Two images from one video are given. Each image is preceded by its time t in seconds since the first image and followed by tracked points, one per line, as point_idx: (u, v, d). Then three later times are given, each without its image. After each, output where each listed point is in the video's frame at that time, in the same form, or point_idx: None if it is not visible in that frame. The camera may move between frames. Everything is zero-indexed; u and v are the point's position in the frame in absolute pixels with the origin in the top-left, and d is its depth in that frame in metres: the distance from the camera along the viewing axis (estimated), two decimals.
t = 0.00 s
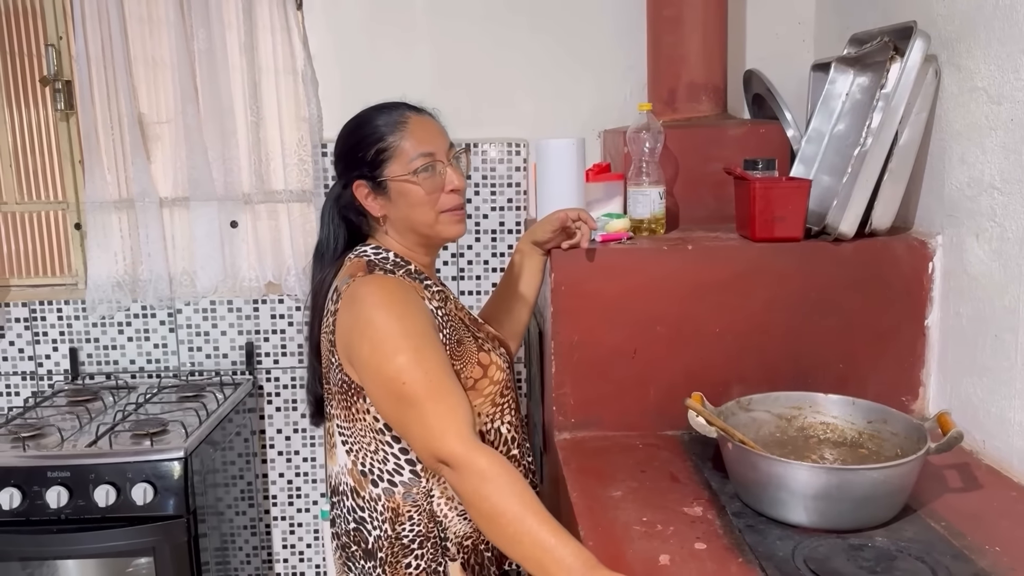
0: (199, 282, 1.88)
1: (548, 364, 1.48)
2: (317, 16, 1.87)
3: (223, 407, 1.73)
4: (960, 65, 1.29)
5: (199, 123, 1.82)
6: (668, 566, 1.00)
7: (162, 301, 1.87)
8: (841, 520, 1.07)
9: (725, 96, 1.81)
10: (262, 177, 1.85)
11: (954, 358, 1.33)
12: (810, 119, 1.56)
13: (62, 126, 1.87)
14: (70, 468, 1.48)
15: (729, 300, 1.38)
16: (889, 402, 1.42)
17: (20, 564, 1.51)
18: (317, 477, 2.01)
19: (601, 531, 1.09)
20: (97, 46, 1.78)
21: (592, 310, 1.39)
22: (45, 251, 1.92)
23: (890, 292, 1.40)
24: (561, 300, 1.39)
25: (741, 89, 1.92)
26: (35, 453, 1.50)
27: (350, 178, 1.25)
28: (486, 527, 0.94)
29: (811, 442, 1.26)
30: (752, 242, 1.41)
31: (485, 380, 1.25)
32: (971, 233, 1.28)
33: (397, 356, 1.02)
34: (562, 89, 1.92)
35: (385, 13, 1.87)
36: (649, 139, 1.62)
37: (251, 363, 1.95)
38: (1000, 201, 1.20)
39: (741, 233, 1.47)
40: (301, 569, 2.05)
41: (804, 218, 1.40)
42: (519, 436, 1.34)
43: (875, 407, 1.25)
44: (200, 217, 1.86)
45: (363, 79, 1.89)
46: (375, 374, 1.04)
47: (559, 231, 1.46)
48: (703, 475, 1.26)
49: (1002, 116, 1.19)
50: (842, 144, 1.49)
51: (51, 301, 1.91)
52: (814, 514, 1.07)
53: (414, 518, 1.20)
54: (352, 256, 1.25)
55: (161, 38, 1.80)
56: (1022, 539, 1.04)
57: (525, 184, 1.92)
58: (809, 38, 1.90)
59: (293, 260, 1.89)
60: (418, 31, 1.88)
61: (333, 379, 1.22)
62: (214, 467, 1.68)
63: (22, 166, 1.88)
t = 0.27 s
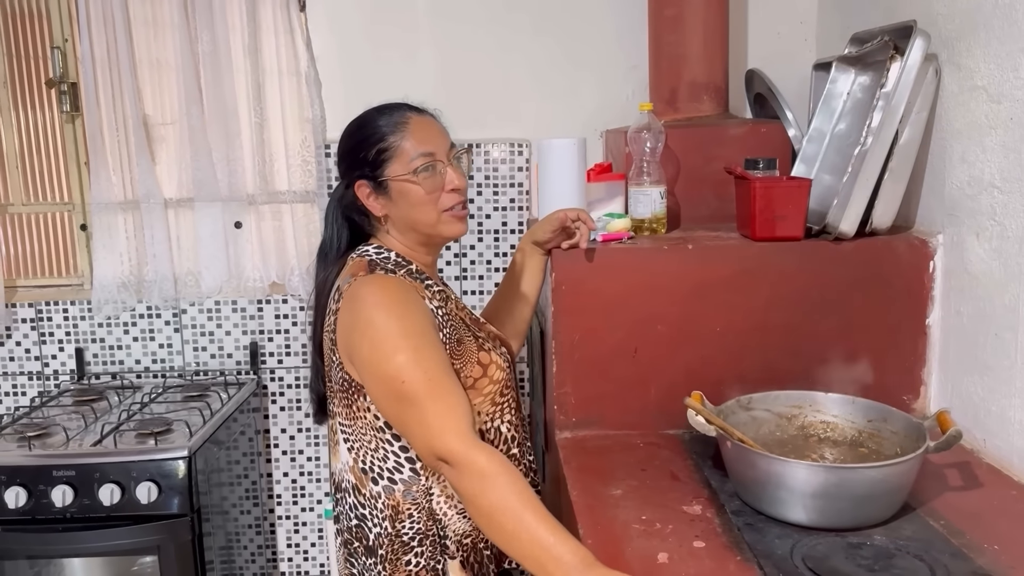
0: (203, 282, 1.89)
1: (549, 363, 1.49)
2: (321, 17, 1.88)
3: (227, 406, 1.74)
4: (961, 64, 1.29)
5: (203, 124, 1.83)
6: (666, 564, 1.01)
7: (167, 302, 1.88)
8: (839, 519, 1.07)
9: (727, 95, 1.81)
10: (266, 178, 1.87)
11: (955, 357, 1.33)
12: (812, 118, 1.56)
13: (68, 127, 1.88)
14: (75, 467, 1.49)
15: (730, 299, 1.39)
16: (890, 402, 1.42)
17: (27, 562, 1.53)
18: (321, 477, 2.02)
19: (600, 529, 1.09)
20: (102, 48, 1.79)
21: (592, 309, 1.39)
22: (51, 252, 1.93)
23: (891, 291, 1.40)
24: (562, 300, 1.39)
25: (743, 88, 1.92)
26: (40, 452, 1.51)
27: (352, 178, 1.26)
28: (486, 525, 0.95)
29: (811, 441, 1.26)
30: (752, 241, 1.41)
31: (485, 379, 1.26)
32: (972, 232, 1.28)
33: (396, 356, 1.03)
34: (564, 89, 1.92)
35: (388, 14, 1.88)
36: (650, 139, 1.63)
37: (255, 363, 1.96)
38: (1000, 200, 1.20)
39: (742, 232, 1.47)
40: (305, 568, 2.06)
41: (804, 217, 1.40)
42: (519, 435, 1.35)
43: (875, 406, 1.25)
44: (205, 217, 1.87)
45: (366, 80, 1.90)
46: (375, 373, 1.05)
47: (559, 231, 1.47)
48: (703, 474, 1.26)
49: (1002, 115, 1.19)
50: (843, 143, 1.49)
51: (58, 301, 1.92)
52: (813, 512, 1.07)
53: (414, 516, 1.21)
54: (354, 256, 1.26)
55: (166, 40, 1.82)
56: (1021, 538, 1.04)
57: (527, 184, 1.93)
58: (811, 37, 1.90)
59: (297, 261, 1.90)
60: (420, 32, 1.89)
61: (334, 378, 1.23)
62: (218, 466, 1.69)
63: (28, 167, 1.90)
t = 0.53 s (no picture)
0: (209, 283, 1.91)
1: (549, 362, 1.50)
2: (324, 20, 1.89)
3: (232, 406, 1.76)
4: (959, 64, 1.30)
5: (208, 127, 1.85)
6: (661, 562, 1.02)
7: (173, 302, 1.90)
8: (835, 517, 1.08)
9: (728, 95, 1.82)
10: (270, 180, 1.88)
11: (955, 356, 1.34)
12: (812, 118, 1.57)
13: (75, 130, 1.90)
14: (81, 466, 1.51)
15: (729, 298, 1.39)
16: (890, 401, 1.43)
17: (35, 560, 1.55)
18: (325, 476, 2.04)
19: (597, 528, 1.10)
20: (108, 51, 1.81)
21: (592, 309, 1.40)
22: (59, 253, 1.96)
23: (890, 291, 1.40)
24: (562, 300, 1.40)
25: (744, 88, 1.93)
26: (47, 451, 1.53)
27: (353, 178, 1.28)
28: (482, 522, 0.96)
29: (809, 440, 1.27)
30: (751, 241, 1.41)
31: (483, 379, 1.27)
32: (970, 231, 1.28)
33: (396, 355, 1.04)
34: (566, 90, 1.93)
35: (391, 17, 1.89)
36: (650, 139, 1.63)
37: (261, 363, 1.98)
38: (998, 199, 1.21)
39: (742, 232, 1.48)
40: (310, 566, 2.08)
41: (803, 217, 1.40)
42: (518, 435, 1.36)
43: (872, 405, 1.25)
44: (210, 218, 1.89)
45: (369, 82, 1.91)
46: (375, 372, 1.06)
47: (558, 231, 1.48)
48: (701, 473, 1.27)
49: (1000, 114, 1.19)
50: (843, 143, 1.49)
51: (65, 301, 1.94)
52: (809, 511, 1.08)
53: (413, 514, 1.22)
54: (355, 256, 1.27)
55: (171, 43, 1.84)
56: (1017, 537, 1.05)
57: (530, 184, 1.94)
58: (813, 36, 1.90)
59: (301, 261, 1.92)
60: (423, 33, 1.90)
61: (335, 377, 1.24)
62: (223, 465, 1.71)
63: (36, 170, 1.92)
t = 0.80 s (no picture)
0: (221, 285, 1.93)
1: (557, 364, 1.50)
2: (334, 23, 1.90)
3: (243, 406, 1.78)
4: (969, 63, 1.28)
5: (220, 129, 1.86)
6: (665, 564, 1.02)
7: (186, 304, 1.92)
8: (841, 520, 1.07)
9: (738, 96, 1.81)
10: (281, 182, 1.90)
11: (965, 358, 1.33)
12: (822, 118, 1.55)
13: (89, 133, 1.93)
14: (94, 466, 1.53)
15: (736, 299, 1.39)
16: (899, 403, 1.42)
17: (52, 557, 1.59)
18: (337, 476, 2.06)
19: (602, 530, 1.11)
20: (121, 55, 1.83)
21: (599, 310, 1.40)
22: (74, 255, 1.98)
23: (900, 292, 1.39)
24: (568, 301, 1.40)
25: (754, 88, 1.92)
26: (61, 451, 1.56)
27: (362, 181, 1.28)
28: (485, 522, 0.96)
29: (817, 443, 1.26)
30: (759, 242, 1.41)
31: (488, 382, 1.28)
32: (980, 232, 1.27)
33: (401, 355, 1.05)
34: (575, 91, 1.93)
35: (400, 19, 1.90)
36: (658, 140, 1.63)
37: (272, 364, 1.99)
38: (1008, 199, 1.20)
39: (750, 233, 1.47)
40: (322, 566, 2.09)
41: (812, 218, 1.40)
42: (524, 438, 1.37)
43: (880, 407, 1.25)
44: (222, 220, 1.90)
45: (378, 84, 1.92)
46: (380, 372, 1.07)
47: (564, 233, 1.48)
48: (708, 475, 1.27)
49: (1010, 114, 1.18)
50: (853, 143, 1.48)
51: (80, 303, 1.97)
52: (815, 514, 1.08)
53: (417, 514, 1.22)
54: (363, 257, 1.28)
55: (183, 47, 1.85)
56: None
57: (539, 186, 1.94)
58: (824, 36, 1.89)
59: (311, 263, 1.93)
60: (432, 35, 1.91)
61: (341, 378, 1.25)
62: (236, 465, 1.73)
63: (51, 173, 1.94)
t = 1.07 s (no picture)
0: (235, 284, 1.93)
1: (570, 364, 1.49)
2: (347, 21, 1.90)
3: (257, 405, 1.78)
4: (989, 58, 1.26)
5: (234, 129, 1.87)
6: (679, 567, 1.01)
7: (200, 303, 1.93)
8: (858, 523, 1.06)
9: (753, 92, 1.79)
10: (294, 182, 1.90)
11: (985, 358, 1.30)
12: (838, 115, 1.54)
13: (104, 134, 1.94)
14: (109, 465, 1.54)
15: (752, 299, 1.38)
16: (918, 403, 1.40)
17: (70, 556, 1.62)
18: (351, 475, 2.06)
19: (614, 532, 1.10)
20: (135, 56, 1.84)
21: (613, 310, 1.39)
22: (90, 255, 2.00)
23: (918, 291, 1.37)
24: (582, 301, 1.40)
25: (770, 84, 1.90)
26: (76, 451, 1.57)
27: (377, 181, 1.28)
28: (498, 522, 0.96)
29: (834, 444, 1.25)
30: (775, 241, 1.39)
31: (502, 380, 1.28)
32: (1000, 230, 1.25)
33: (417, 352, 1.04)
34: (588, 89, 1.92)
35: (413, 18, 1.90)
36: (672, 138, 1.62)
37: (286, 363, 2.00)
38: None
39: (765, 232, 1.46)
40: (337, 565, 2.10)
41: (828, 216, 1.38)
42: (536, 438, 1.36)
43: (898, 408, 1.23)
44: (237, 220, 1.91)
45: (391, 83, 1.92)
46: (395, 368, 1.06)
47: (576, 233, 1.48)
48: (723, 477, 1.26)
49: None
50: (870, 140, 1.46)
51: (95, 302, 1.98)
52: (831, 517, 1.06)
53: (429, 512, 1.22)
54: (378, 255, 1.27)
55: (196, 47, 1.86)
56: None
57: (552, 184, 1.93)
58: (840, 31, 1.86)
59: (325, 262, 1.93)
60: (444, 34, 1.90)
61: (354, 375, 1.25)
62: (250, 463, 1.74)
63: (67, 173, 1.96)
